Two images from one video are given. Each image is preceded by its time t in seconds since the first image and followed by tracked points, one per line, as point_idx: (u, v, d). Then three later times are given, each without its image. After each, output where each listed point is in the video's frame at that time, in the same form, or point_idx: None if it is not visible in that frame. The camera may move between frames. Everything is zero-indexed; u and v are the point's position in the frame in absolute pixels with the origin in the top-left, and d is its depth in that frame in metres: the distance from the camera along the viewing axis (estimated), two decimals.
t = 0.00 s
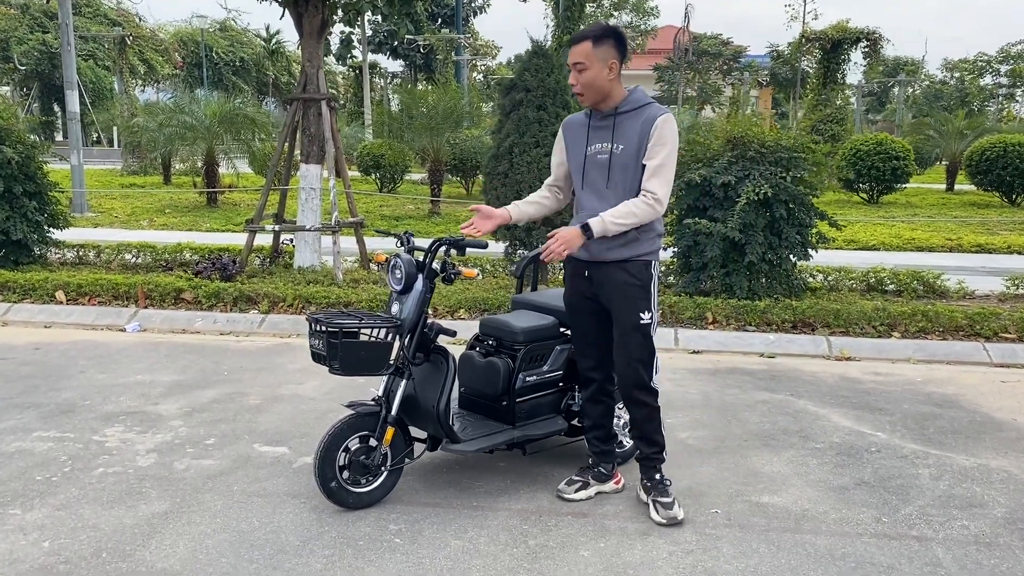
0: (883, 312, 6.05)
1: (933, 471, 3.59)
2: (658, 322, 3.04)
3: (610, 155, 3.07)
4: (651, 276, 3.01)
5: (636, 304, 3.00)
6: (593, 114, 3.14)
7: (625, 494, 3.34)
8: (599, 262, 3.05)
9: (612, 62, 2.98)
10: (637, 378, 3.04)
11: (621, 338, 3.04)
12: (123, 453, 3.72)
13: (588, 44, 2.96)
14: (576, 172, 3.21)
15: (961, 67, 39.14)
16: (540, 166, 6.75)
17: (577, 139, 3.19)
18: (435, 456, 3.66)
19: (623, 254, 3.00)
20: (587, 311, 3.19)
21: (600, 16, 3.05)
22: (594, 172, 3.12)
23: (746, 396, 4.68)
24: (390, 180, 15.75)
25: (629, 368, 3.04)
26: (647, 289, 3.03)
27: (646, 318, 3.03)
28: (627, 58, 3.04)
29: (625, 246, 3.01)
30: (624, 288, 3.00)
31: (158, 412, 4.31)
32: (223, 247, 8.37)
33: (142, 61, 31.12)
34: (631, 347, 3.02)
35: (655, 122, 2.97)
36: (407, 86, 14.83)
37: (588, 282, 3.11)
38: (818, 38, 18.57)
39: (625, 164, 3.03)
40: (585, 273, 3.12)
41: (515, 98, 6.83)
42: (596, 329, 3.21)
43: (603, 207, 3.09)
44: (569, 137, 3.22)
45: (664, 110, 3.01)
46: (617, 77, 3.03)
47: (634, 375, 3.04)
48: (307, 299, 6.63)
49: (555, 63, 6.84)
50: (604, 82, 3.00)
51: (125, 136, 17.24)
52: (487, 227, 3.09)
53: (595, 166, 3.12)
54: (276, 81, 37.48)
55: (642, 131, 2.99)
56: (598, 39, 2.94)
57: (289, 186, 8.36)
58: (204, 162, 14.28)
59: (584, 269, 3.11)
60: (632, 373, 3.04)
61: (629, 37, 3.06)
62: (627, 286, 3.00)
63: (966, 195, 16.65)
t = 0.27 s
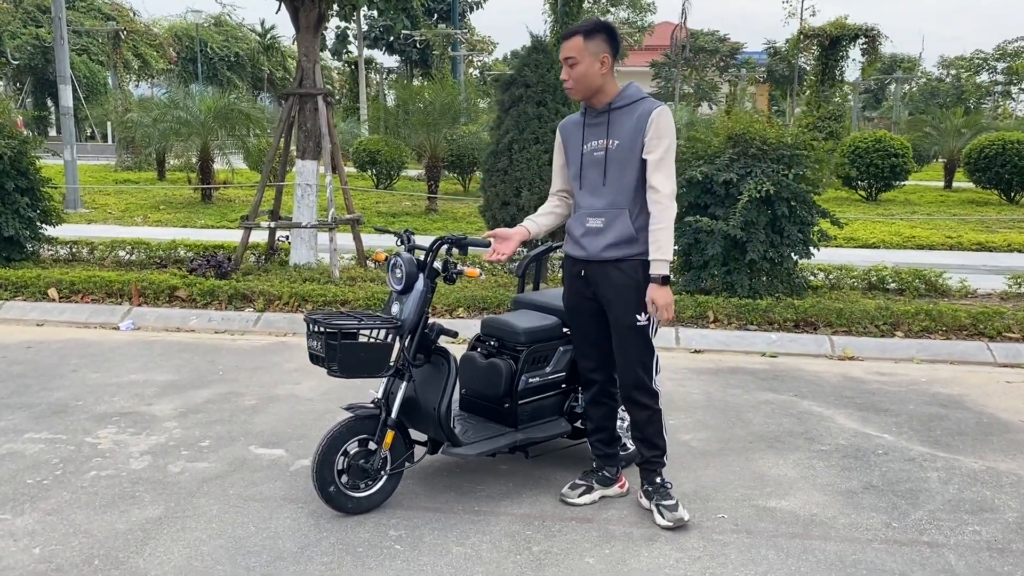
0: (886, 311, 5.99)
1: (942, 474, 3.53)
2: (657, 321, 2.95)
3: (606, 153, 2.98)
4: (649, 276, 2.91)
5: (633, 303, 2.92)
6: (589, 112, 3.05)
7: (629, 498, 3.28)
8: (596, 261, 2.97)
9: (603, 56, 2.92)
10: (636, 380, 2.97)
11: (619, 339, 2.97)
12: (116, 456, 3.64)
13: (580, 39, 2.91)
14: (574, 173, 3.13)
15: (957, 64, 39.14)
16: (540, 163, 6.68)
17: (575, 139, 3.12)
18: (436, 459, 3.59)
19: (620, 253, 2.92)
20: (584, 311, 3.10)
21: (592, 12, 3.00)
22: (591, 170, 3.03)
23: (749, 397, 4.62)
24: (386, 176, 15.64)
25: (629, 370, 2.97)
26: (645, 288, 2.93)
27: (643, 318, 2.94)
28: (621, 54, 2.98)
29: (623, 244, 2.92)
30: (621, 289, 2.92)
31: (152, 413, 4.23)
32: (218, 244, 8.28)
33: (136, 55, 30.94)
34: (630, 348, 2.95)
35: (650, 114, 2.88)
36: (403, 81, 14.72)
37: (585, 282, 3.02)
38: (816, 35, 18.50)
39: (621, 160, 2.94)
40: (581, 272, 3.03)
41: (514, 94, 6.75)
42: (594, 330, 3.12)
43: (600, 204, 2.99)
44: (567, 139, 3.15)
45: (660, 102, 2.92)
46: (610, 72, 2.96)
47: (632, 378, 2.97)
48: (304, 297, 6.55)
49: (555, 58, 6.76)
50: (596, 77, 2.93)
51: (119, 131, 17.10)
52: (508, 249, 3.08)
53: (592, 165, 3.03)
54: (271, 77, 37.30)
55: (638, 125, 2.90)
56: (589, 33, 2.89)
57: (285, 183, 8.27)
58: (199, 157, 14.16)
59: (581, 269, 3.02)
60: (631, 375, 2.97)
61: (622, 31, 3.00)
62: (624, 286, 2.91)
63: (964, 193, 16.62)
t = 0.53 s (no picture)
0: (888, 310, 5.95)
1: (949, 477, 3.48)
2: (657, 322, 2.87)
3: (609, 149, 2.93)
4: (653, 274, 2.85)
5: (633, 302, 2.85)
6: (586, 111, 3.00)
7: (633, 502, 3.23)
8: (600, 259, 2.91)
9: (596, 54, 2.86)
10: (630, 380, 2.90)
11: (619, 338, 2.90)
12: (110, 458, 3.58)
13: (571, 39, 2.85)
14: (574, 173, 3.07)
15: (952, 62, 39.18)
16: (539, 160, 6.62)
17: (573, 139, 3.06)
18: (436, 461, 3.54)
19: (625, 251, 2.86)
20: (588, 310, 3.03)
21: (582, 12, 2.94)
22: (592, 169, 2.98)
23: (751, 398, 4.57)
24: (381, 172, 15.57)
25: (624, 370, 2.91)
26: (648, 287, 2.86)
27: (643, 316, 2.87)
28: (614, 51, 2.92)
29: (629, 241, 2.86)
30: (623, 286, 2.86)
31: (146, 413, 4.17)
32: (213, 241, 8.20)
33: (130, 50, 30.75)
34: (627, 347, 2.89)
35: (653, 108, 2.84)
36: (399, 78, 14.64)
37: (590, 279, 2.96)
38: (813, 32, 18.47)
39: (625, 157, 2.89)
40: (586, 271, 2.97)
41: (513, 90, 6.69)
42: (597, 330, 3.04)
43: (603, 202, 2.93)
44: (564, 139, 3.09)
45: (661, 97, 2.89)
46: (603, 71, 2.90)
47: (626, 378, 2.91)
48: (300, 295, 6.48)
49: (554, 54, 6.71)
50: (590, 76, 2.87)
51: (113, 127, 16.98)
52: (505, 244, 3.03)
53: (593, 163, 2.98)
54: (266, 72, 37.14)
55: (642, 120, 2.86)
56: (579, 32, 2.83)
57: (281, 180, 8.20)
58: (193, 154, 14.05)
59: (585, 267, 2.96)
60: (626, 375, 2.91)
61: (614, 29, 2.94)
62: (626, 283, 2.85)
63: (961, 190, 16.60)
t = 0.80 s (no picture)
0: (890, 309, 5.92)
1: (956, 479, 3.43)
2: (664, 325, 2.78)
3: (614, 148, 2.88)
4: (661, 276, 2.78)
5: (641, 303, 2.77)
6: (591, 108, 2.95)
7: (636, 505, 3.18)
8: (607, 261, 2.85)
9: (601, 50, 2.80)
10: (634, 384, 2.80)
11: (625, 341, 2.81)
12: (104, 460, 3.52)
13: (576, 33, 2.79)
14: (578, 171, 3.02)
15: (948, 59, 39.23)
16: (538, 157, 6.56)
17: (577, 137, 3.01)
18: (436, 464, 3.49)
19: (632, 252, 2.79)
20: (594, 314, 2.97)
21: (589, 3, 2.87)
22: (598, 167, 2.92)
23: (754, 398, 4.53)
24: (377, 169, 15.50)
25: (627, 373, 2.81)
26: (656, 289, 2.79)
27: (652, 319, 2.78)
28: (620, 46, 2.86)
29: (635, 242, 2.80)
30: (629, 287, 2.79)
31: (141, 415, 4.10)
32: (208, 239, 8.12)
33: (123, 46, 30.57)
34: (632, 350, 2.80)
35: (659, 105, 2.78)
36: (394, 74, 14.57)
37: (596, 281, 2.89)
38: (810, 29, 18.44)
39: (631, 155, 2.83)
40: (593, 273, 2.91)
41: (512, 87, 6.64)
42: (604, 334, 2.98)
43: (609, 201, 2.87)
44: (568, 138, 3.04)
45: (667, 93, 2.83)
46: (609, 66, 2.85)
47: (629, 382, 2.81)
48: (297, 293, 6.42)
49: (553, 50, 6.65)
50: (594, 72, 2.81)
51: (107, 123, 16.86)
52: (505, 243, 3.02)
53: (598, 162, 2.92)
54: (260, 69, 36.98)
55: (648, 118, 2.80)
56: (585, 27, 2.76)
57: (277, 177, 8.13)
58: (188, 151, 13.96)
59: (592, 268, 2.90)
60: (629, 379, 2.80)
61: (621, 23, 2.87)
62: (632, 285, 2.78)
63: (957, 188, 16.60)
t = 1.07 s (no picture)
0: (888, 306, 5.90)
1: (958, 478, 3.41)
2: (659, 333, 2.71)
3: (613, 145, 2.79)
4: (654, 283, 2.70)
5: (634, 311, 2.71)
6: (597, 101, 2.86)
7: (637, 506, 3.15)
8: (599, 265, 2.79)
9: (610, 44, 2.69)
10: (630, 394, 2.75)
11: (620, 350, 2.76)
12: (98, 461, 3.46)
13: (584, 26, 2.69)
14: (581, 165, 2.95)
15: (940, 56, 39.34)
16: (534, 154, 6.52)
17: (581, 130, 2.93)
18: (435, 463, 3.45)
19: (622, 257, 2.72)
20: (589, 319, 2.91)
21: None
22: (595, 164, 2.84)
23: (753, 397, 4.50)
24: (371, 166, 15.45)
25: (622, 382, 2.76)
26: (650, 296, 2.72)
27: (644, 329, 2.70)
28: (631, 37, 2.74)
29: (625, 247, 2.72)
30: (622, 294, 2.73)
31: (135, 415, 4.05)
32: (202, 236, 8.06)
33: (115, 42, 30.39)
34: (627, 359, 2.74)
35: (659, 104, 2.66)
36: (388, 71, 14.51)
37: (590, 287, 2.84)
38: (804, 26, 18.44)
39: (627, 155, 2.73)
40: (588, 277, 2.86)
41: (508, 83, 6.60)
42: (600, 339, 2.92)
43: (603, 201, 2.80)
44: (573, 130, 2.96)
45: (671, 91, 2.71)
46: (618, 59, 2.74)
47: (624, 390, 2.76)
48: (292, 291, 6.37)
49: (549, 46, 6.61)
50: (601, 67, 2.71)
51: (98, 120, 16.74)
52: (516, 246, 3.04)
53: (597, 158, 2.84)
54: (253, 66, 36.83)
55: (646, 116, 2.68)
56: (593, 19, 2.66)
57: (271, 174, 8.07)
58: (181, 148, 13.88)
59: (585, 271, 2.85)
60: (625, 387, 2.75)
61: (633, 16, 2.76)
62: (624, 292, 2.72)
63: (951, 185, 16.64)
